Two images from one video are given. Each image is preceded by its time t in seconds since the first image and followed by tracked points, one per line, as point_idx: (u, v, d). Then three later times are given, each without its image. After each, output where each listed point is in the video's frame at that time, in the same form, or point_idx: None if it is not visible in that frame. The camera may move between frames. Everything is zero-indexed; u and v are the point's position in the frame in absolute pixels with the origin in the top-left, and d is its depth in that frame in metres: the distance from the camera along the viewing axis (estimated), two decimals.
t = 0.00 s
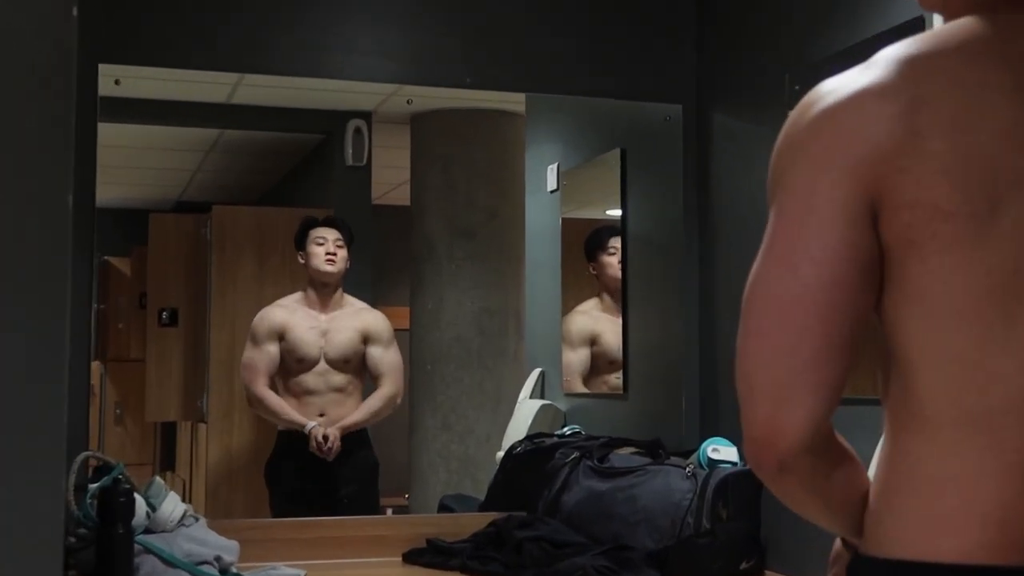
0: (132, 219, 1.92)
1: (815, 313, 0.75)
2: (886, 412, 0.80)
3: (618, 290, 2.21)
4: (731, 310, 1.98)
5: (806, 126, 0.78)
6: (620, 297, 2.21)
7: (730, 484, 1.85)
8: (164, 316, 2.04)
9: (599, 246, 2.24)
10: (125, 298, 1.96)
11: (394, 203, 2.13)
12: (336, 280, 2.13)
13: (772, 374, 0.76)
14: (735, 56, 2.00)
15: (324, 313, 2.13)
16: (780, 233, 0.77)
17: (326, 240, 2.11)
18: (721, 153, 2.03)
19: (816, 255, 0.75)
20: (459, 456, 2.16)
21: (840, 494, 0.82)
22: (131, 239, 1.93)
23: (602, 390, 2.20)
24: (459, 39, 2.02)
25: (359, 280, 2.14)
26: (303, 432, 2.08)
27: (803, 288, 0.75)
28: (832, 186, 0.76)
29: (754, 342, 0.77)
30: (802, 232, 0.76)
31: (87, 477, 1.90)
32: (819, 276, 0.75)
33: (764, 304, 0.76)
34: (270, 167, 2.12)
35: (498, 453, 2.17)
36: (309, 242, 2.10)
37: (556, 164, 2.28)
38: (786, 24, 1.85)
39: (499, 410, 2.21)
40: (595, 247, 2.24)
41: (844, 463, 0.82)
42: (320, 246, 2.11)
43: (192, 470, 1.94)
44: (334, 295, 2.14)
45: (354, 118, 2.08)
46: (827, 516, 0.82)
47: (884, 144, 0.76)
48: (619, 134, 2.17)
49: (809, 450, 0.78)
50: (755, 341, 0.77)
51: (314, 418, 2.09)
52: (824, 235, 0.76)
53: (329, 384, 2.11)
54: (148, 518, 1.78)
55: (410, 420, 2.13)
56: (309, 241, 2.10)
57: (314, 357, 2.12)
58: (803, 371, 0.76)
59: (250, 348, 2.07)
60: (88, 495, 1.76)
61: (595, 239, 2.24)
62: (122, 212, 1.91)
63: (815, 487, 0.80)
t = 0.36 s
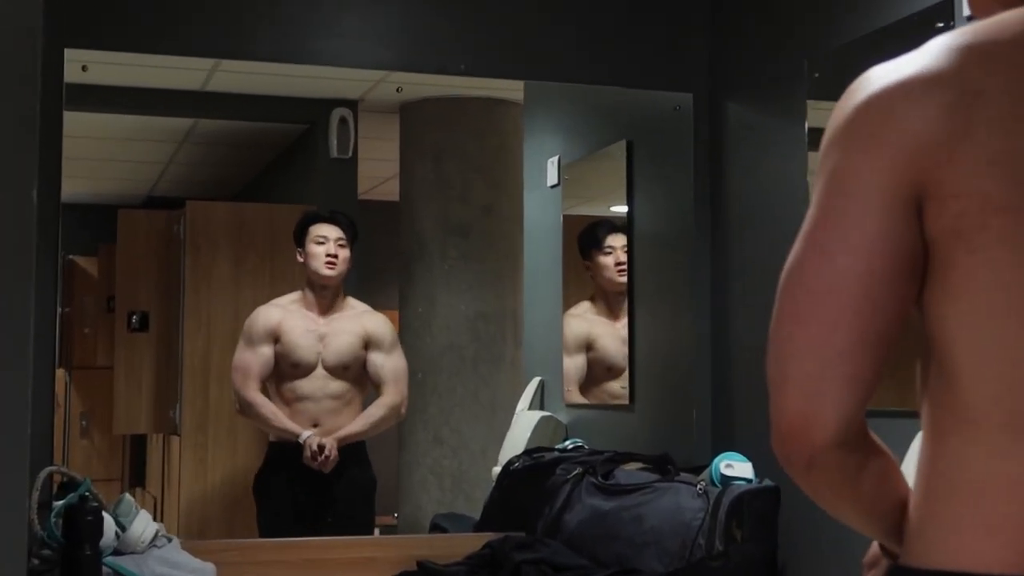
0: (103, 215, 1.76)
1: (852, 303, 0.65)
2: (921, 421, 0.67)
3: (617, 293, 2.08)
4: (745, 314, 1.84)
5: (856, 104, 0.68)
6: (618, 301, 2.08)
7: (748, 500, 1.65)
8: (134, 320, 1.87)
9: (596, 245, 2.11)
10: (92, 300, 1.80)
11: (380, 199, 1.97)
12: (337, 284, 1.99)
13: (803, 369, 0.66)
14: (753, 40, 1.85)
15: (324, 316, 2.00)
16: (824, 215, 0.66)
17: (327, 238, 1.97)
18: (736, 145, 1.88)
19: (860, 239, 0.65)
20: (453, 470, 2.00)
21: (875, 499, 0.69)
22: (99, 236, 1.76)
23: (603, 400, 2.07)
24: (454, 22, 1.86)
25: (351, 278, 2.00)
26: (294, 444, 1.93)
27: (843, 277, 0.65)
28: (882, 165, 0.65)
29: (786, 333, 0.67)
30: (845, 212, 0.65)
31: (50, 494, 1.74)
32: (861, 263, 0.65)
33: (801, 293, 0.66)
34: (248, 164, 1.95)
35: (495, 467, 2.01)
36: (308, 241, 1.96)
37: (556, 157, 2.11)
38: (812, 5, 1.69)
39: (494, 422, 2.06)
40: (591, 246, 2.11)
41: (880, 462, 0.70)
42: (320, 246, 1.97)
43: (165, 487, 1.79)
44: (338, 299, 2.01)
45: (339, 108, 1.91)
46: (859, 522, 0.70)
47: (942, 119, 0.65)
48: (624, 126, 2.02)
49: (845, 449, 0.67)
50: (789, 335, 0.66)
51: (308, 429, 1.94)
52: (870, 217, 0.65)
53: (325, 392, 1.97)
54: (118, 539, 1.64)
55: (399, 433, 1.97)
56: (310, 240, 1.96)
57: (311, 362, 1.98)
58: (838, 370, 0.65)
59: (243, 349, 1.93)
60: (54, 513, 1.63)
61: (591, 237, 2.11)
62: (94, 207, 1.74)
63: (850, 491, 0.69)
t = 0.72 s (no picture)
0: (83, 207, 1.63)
1: (949, 287, 0.57)
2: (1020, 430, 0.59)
3: (627, 292, 1.96)
4: (778, 314, 1.71)
5: (956, 72, 0.59)
6: (629, 300, 1.96)
7: (779, 516, 1.51)
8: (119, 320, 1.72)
9: (607, 240, 1.98)
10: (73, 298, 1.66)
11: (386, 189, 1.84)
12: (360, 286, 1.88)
13: (892, 359, 0.58)
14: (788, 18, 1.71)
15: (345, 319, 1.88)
16: (923, 191, 0.58)
17: (353, 236, 1.85)
18: (770, 131, 1.74)
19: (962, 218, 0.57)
20: (462, 483, 1.87)
21: (962, 512, 0.58)
22: (82, 230, 1.62)
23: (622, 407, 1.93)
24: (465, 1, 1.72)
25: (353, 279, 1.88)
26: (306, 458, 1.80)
27: (942, 261, 0.57)
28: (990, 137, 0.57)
29: (873, 318, 0.59)
30: (947, 188, 0.57)
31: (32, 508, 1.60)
32: (962, 244, 0.57)
33: (894, 276, 0.58)
34: (247, 149, 1.81)
35: (507, 481, 1.88)
36: (334, 236, 1.84)
37: (575, 144, 2.00)
38: None
39: (507, 430, 1.95)
40: (602, 240, 1.99)
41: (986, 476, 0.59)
42: (346, 243, 1.85)
43: (153, 501, 1.66)
44: (359, 301, 1.89)
45: (341, 94, 1.77)
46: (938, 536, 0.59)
47: None
48: (647, 112, 1.88)
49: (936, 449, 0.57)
50: (879, 323, 0.59)
51: (324, 440, 1.82)
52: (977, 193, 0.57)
53: (342, 404, 1.85)
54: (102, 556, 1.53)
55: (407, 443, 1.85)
56: (336, 237, 1.84)
57: (328, 366, 1.87)
58: (931, 360, 0.57)
59: (258, 347, 1.82)
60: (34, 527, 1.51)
61: (601, 230, 1.98)
62: (73, 199, 1.61)
63: (935, 498, 0.58)
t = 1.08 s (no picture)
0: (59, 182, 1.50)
1: (1002, 269, 0.57)
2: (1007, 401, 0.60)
3: (637, 275, 1.78)
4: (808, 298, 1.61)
5: None
6: (639, 284, 1.78)
7: (811, 516, 1.39)
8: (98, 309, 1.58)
9: (617, 219, 1.79)
10: (50, 282, 1.53)
11: (383, 165, 1.67)
12: (370, 270, 1.71)
13: (950, 342, 0.57)
14: None
15: (354, 304, 1.72)
16: (975, 177, 0.58)
17: (363, 216, 1.69)
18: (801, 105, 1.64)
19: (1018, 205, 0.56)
20: (470, 489, 1.69)
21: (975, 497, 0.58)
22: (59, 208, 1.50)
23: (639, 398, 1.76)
24: None
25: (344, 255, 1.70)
26: (305, 452, 1.67)
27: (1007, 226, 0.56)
28: None
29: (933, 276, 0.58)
30: (1005, 176, 0.57)
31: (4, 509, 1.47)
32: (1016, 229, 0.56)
33: (943, 259, 0.58)
34: (229, 128, 1.70)
35: (517, 477, 1.69)
36: (343, 214, 1.69)
37: (588, 116, 1.77)
38: None
39: (517, 427, 1.71)
40: (610, 219, 1.79)
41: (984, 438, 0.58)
42: (356, 222, 1.69)
43: (136, 500, 1.55)
44: (369, 286, 1.72)
45: (336, 60, 1.64)
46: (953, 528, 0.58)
47: None
48: (668, 81, 1.74)
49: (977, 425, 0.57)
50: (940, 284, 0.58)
51: (322, 435, 1.67)
52: None
53: (344, 395, 1.69)
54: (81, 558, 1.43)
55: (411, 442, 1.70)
56: (344, 214, 1.69)
57: (333, 354, 1.71)
58: (987, 339, 0.57)
59: (256, 334, 1.67)
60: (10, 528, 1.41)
61: (609, 207, 1.78)
62: (45, 174, 1.49)
63: (947, 461, 0.57)
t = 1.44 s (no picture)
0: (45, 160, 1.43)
1: (1011, 262, 0.40)
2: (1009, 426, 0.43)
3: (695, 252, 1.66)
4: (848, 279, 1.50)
5: None
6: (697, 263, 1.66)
7: (848, 513, 1.28)
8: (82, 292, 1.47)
9: (673, 190, 1.67)
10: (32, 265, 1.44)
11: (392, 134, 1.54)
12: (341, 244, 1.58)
13: (941, 353, 0.40)
14: None
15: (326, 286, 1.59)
16: (957, 139, 0.41)
17: (325, 185, 1.55)
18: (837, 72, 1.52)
19: (1011, 184, 0.40)
20: (483, 484, 1.55)
21: (966, 550, 0.41)
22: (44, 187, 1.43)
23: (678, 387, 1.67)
24: None
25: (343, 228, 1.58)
26: (289, 452, 1.56)
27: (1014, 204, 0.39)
28: None
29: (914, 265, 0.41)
30: (984, 142, 0.40)
31: None
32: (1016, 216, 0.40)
33: (931, 260, 0.41)
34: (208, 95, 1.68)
35: (534, 472, 1.53)
36: (301, 187, 1.55)
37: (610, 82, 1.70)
38: None
39: (534, 419, 1.53)
40: (666, 190, 1.68)
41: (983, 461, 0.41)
42: (316, 196, 1.55)
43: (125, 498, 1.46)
44: (338, 263, 1.59)
45: (337, 23, 1.57)
46: None
47: None
48: (691, 44, 1.70)
49: (983, 460, 0.41)
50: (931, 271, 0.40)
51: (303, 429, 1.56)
52: None
53: (322, 386, 1.58)
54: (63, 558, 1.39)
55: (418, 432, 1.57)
56: (303, 188, 1.55)
57: (305, 342, 1.58)
58: (987, 353, 0.40)
59: (223, 329, 1.54)
60: None
61: (665, 177, 1.68)
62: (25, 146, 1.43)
63: (948, 491, 0.41)
